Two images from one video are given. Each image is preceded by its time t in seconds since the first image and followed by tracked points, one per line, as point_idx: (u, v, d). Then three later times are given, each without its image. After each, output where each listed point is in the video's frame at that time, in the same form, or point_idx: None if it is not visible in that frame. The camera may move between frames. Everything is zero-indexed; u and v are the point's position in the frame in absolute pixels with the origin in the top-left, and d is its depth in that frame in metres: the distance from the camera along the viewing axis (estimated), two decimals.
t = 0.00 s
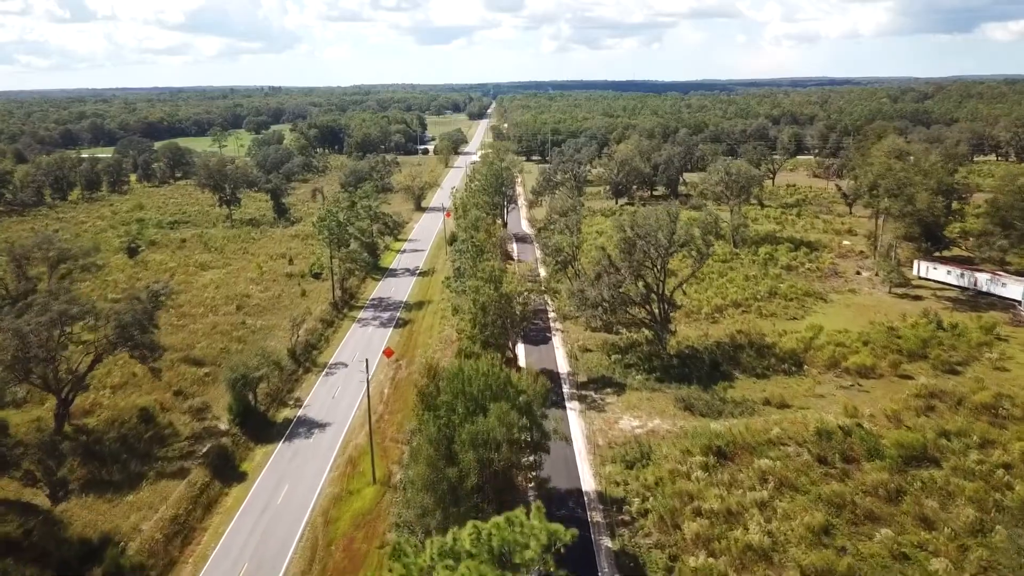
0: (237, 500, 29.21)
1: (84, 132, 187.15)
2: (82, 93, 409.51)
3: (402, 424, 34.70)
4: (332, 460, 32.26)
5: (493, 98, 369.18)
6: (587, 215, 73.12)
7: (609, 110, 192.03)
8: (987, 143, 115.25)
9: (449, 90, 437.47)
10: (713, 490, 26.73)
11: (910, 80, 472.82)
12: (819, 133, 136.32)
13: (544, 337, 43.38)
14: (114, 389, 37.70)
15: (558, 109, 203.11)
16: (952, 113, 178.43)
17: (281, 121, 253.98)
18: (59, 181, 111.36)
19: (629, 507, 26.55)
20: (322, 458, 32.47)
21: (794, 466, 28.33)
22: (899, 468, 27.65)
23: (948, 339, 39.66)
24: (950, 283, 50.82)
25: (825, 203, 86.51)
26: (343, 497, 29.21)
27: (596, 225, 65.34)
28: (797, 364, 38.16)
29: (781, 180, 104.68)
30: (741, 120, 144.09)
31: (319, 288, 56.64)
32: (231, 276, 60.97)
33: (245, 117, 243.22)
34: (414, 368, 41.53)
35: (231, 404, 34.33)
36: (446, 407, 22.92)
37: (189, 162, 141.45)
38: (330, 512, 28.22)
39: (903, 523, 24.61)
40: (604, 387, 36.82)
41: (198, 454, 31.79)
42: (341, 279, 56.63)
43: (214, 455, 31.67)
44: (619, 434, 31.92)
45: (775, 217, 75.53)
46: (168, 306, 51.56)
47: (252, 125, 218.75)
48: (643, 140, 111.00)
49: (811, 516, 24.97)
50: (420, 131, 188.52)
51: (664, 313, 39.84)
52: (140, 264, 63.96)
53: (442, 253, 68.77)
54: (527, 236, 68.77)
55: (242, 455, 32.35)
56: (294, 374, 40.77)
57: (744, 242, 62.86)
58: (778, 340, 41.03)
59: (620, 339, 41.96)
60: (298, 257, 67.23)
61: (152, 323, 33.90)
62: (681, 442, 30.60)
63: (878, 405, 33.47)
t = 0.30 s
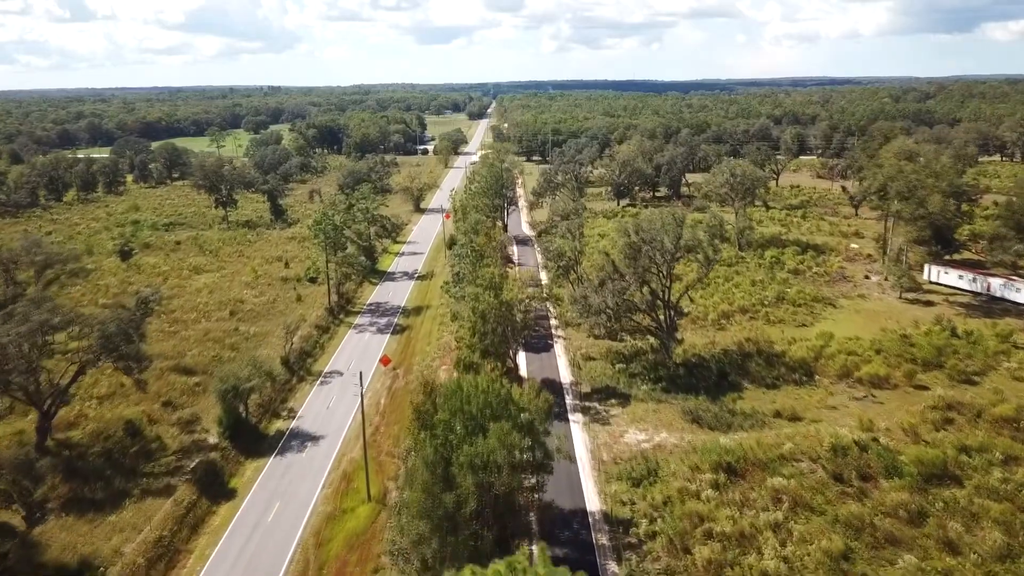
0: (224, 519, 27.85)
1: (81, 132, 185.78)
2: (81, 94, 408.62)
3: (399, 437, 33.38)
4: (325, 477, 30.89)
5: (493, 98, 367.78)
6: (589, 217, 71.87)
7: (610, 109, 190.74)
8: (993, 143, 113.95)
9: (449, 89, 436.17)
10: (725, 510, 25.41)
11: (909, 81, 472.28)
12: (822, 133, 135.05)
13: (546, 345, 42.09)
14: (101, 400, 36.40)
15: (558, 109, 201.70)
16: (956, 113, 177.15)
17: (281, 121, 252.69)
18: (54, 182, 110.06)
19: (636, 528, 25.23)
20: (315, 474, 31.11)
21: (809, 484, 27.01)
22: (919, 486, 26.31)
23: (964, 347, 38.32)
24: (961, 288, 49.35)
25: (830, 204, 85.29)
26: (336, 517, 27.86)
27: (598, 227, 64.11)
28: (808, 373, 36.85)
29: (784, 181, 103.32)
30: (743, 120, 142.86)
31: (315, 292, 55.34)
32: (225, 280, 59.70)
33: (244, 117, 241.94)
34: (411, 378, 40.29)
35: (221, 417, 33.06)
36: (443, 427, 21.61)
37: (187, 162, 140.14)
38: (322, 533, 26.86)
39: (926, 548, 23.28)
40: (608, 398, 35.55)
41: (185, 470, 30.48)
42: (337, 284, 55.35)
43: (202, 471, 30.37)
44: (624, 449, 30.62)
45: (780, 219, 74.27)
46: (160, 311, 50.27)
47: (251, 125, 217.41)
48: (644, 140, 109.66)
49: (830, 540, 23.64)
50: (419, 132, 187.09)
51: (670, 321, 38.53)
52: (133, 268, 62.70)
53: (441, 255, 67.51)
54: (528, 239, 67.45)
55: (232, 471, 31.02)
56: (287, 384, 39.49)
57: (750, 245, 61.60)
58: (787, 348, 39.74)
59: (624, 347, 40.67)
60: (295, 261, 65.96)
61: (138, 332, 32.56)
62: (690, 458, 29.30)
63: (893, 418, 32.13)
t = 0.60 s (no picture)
0: (211, 540, 26.50)
1: (79, 132, 184.33)
2: (81, 93, 407.66)
3: (395, 452, 32.07)
4: (318, 494, 29.57)
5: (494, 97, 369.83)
6: (591, 219, 70.55)
7: (611, 109, 189.33)
8: (999, 144, 112.59)
9: (448, 89, 434.61)
10: (737, 534, 24.05)
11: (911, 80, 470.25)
12: (825, 133, 133.73)
13: (547, 353, 40.78)
14: (86, 411, 35.08)
15: (558, 109, 200.01)
16: (958, 112, 176.05)
17: (280, 121, 251.27)
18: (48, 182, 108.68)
19: (644, 554, 23.90)
20: (306, 491, 29.79)
21: (826, 504, 25.64)
22: (942, 508, 24.93)
23: (981, 356, 36.92)
24: (973, 292, 48.03)
25: (835, 206, 83.99)
26: (328, 538, 26.55)
27: (601, 230, 62.80)
28: (819, 384, 35.52)
29: (788, 182, 101.90)
30: (745, 120, 141.52)
31: (311, 297, 54.03)
32: (219, 284, 58.36)
33: (243, 116, 240.49)
34: (408, 388, 39.01)
35: (210, 430, 31.75)
36: (439, 450, 20.28)
37: (184, 162, 138.73)
38: (313, 556, 25.54)
39: None
40: (613, 409, 34.26)
41: (171, 488, 29.13)
42: (334, 288, 54.02)
43: (188, 488, 29.02)
44: (630, 465, 29.30)
45: (786, 221, 73.00)
46: (150, 317, 48.95)
47: (249, 125, 215.86)
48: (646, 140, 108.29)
49: (851, 567, 22.24)
50: (419, 131, 185.62)
51: (676, 329, 37.18)
52: (124, 272, 61.30)
53: (440, 258, 66.20)
54: (528, 242, 66.12)
55: (220, 488, 29.65)
56: (280, 394, 38.14)
57: (755, 248, 60.29)
58: (798, 357, 38.40)
59: (628, 356, 39.33)
60: (291, 264, 64.61)
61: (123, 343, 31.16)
62: (699, 476, 27.96)
63: (911, 433, 30.74)
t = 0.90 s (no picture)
0: (195, 565, 25.11)
1: (76, 131, 182.88)
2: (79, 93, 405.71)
3: (391, 468, 30.68)
4: (309, 514, 28.19)
5: (494, 96, 368.63)
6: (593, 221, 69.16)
7: (612, 109, 187.85)
8: (1005, 144, 111.10)
9: (448, 88, 433.14)
10: (751, 561, 22.64)
11: (913, 79, 467.78)
12: (828, 132, 132.29)
13: (549, 363, 39.35)
14: (69, 424, 33.69)
15: (558, 108, 198.51)
16: (961, 112, 174.48)
17: (278, 120, 249.75)
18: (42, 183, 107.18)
19: None
20: (297, 510, 28.41)
21: (845, 529, 24.23)
22: (968, 533, 23.51)
23: (1001, 366, 35.48)
24: (988, 298, 46.01)
25: (841, 207, 82.61)
26: (319, 563, 25.16)
27: (604, 234, 61.40)
28: (833, 396, 34.11)
29: (792, 183, 100.41)
30: (747, 120, 140.09)
31: (306, 302, 52.64)
32: (212, 288, 56.97)
33: (241, 116, 238.94)
34: (405, 399, 37.58)
35: (197, 446, 30.40)
36: (434, 478, 18.90)
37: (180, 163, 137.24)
38: None
39: None
40: (618, 423, 32.87)
41: (154, 508, 27.75)
42: (329, 293, 52.62)
43: (173, 508, 27.64)
44: (636, 484, 27.92)
45: (791, 223, 71.63)
46: (140, 324, 47.54)
47: (247, 124, 214.35)
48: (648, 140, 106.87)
49: None
50: (418, 131, 184.07)
51: (684, 339, 35.78)
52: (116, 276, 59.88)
53: (439, 261, 64.82)
54: (529, 245, 64.68)
55: (206, 508, 28.27)
56: (271, 406, 36.74)
57: (762, 251, 58.90)
58: (809, 366, 36.97)
59: (634, 366, 37.91)
60: (286, 267, 63.23)
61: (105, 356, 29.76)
62: (710, 497, 26.56)
63: (931, 450, 29.32)
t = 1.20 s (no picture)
0: None
1: (73, 131, 181.37)
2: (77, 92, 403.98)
3: (386, 486, 29.36)
4: (300, 534, 26.84)
5: (494, 95, 367.49)
6: (595, 224, 67.91)
7: (612, 108, 186.47)
8: (1011, 144, 109.73)
9: (447, 88, 431.64)
10: None
11: (914, 79, 466.30)
12: (831, 132, 130.95)
13: (551, 372, 38.04)
14: (51, 438, 32.38)
15: (559, 108, 197.09)
16: (963, 111, 173.10)
17: (277, 120, 248.30)
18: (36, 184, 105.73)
19: None
20: (288, 530, 27.06)
21: (866, 553, 22.84)
22: (996, 560, 22.12)
23: (1021, 376, 34.11)
24: (1002, 304, 44.82)
25: (847, 208, 81.35)
26: None
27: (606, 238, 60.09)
28: (846, 408, 32.78)
29: (796, 184, 99.04)
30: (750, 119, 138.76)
31: (301, 306, 51.32)
32: (205, 293, 55.69)
33: (240, 115, 237.51)
34: (402, 410, 36.27)
35: (185, 462, 29.17)
36: (430, 508, 17.53)
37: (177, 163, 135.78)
38: None
39: None
40: (623, 438, 31.55)
41: (137, 529, 26.44)
42: (325, 298, 51.32)
43: (157, 529, 26.32)
44: (643, 503, 26.59)
45: (797, 225, 70.36)
46: (129, 331, 46.20)
47: (246, 124, 212.91)
48: (650, 141, 105.57)
49: None
50: (418, 131, 182.67)
51: (691, 348, 34.45)
52: (108, 281, 58.55)
53: (438, 264, 63.51)
54: (530, 248, 63.37)
55: (192, 529, 26.96)
56: (263, 418, 35.44)
57: (768, 255, 57.60)
58: (822, 377, 35.59)
59: (638, 376, 36.61)
60: (281, 271, 61.91)
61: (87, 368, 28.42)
62: (721, 517, 25.20)
63: (951, 466, 27.96)
